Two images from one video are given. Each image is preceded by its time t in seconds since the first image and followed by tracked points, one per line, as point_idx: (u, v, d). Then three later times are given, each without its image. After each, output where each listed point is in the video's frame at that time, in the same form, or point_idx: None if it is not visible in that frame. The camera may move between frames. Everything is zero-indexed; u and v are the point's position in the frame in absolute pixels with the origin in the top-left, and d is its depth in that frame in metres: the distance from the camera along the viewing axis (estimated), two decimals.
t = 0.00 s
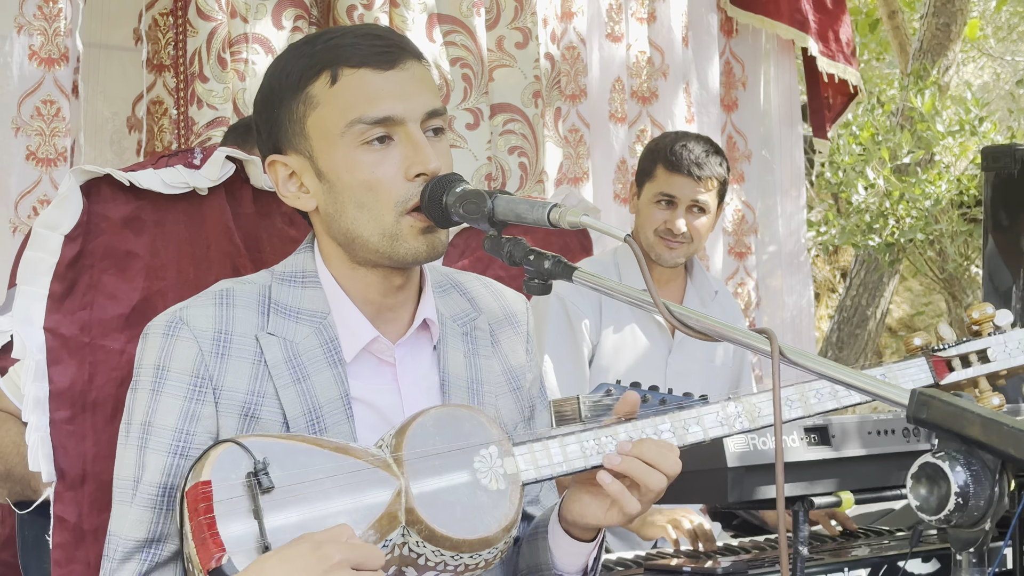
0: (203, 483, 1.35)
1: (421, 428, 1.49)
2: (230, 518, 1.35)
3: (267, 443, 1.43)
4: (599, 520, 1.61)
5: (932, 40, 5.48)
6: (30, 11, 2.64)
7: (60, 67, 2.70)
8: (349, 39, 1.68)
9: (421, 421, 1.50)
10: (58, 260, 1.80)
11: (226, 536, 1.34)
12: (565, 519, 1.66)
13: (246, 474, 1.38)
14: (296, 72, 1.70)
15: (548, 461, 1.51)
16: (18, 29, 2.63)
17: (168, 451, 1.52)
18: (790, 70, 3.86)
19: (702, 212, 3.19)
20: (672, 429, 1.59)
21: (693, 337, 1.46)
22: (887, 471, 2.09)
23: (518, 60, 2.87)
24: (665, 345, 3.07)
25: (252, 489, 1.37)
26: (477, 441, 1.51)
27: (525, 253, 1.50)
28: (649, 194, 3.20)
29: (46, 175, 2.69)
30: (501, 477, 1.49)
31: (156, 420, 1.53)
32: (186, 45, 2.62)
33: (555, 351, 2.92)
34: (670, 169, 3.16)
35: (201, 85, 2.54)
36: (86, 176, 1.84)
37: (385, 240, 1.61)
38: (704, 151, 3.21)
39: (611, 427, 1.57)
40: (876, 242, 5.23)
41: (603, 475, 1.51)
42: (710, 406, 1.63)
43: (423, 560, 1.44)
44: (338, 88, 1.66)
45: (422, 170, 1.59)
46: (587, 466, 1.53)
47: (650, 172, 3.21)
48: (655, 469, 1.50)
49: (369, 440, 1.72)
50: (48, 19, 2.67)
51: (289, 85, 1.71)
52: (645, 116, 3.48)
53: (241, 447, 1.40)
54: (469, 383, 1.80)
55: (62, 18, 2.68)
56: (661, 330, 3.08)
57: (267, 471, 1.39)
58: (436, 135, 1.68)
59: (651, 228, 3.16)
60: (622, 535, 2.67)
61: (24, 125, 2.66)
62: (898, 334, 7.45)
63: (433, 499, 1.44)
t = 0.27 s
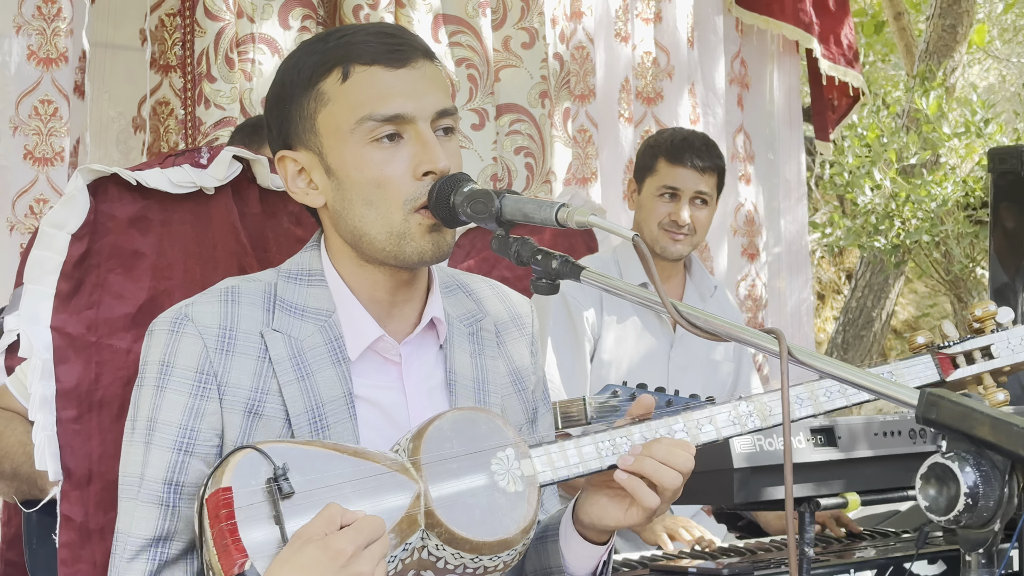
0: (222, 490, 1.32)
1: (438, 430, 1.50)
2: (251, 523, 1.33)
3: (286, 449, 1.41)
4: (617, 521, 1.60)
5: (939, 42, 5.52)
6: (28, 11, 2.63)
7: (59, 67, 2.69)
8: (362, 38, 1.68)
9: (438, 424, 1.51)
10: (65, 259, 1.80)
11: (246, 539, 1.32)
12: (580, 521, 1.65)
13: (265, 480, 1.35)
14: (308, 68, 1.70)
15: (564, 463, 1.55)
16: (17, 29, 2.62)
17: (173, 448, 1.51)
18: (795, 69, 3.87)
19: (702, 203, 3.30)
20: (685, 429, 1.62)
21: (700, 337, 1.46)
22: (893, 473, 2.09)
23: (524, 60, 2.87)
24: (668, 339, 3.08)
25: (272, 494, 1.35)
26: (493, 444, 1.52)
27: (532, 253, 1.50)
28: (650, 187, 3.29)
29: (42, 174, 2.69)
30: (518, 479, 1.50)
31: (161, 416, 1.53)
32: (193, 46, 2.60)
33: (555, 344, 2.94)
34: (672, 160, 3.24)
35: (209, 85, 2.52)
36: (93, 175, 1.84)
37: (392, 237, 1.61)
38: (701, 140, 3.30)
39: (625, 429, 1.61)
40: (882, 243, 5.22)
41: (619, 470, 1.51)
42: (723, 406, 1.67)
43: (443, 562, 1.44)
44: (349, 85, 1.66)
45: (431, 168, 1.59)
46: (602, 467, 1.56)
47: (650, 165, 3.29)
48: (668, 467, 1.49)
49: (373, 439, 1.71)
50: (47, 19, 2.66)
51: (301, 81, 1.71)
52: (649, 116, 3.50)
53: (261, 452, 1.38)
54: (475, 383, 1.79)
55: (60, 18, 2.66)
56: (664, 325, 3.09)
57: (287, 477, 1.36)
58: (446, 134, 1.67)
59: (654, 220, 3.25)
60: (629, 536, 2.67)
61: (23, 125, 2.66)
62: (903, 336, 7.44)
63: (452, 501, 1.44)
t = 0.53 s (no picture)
0: (240, 498, 1.33)
1: (455, 438, 1.50)
2: (269, 530, 1.33)
3: (305, 456, 1.41)
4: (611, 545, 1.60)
5: (947, 44, 5.52)
6: (30, 10, 2.67)
7: (59, 66, 2.72)
8: (377, 38, 1.68)
9: (454, 432, 1.51)
10: (76, 258, 1.81)
11: (262, 543, 1.32)
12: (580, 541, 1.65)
13: (283, 488, 1.36)
14: (323, 68, 1.70)
15: (579, 472, 1.51)
16: (20, 28, 2.66)
17: (187, 448, 1.52)
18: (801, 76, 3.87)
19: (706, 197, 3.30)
20: (702, 438, 1.59)
21: (711, 337, 1.46)
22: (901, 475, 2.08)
23: (532, 62, 2.86)
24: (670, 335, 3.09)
25: (290, 502, 1.35)
26: (510, 453, 1.52)
27: (544, 253, 1.50)
28: (654, 185, 3.29)
29: (38, 173, 2.70)
30: (535, 488, 1.50)
31: (176, 416, 1.54)
32: (201, 45, 2.62)
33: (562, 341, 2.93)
34: (676, 156, 3.25)
35: (217, 85, 2.53)
36: (104, 174, 1.84)
37: (407, 237, 1.61)
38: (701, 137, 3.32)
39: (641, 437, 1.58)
40: (889, 246, 5.21)
41: (599, 500, 1.51)
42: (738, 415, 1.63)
43: (458, 570, 1.45)
44: (364, 86, 1.66)
45: (445, 169, 1.59)
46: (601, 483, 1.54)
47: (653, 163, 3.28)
48: (649, 489, 1.47)
49: (387, 442, 1.72)
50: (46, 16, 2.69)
51: (316, 81, 1.71)
52: (658, 117, 3.50)
53: (279, 459, 1.38)
54: (488, 385, 1.80)
55: (60, 17, 2.69)
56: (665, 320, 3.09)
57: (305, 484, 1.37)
58: (461, 135, 1.67)
59: (660, 217, 3.26)
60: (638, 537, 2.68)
61: (22, 123, 2.68)
62: (910, 338, 7.43)
63: (467, 510, 1.45)
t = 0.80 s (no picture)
0: (257, 496, 1.32)
1: (473, 451, 1.51)
2: (283, 531, 1.33)
3: (324, 459, 1.41)
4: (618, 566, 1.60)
5: (956, 46, 5.51)
6: (33, 12, 2.99)
7: (60, 66, 3.03)
8: (392, 41, 1.68)
9: (473, 446, 1.52)
10: (88, 260, 1.81)
11: (275, 542, 1.32)
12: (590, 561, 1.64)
13: (300, 490, 1.36)
14: (339, 71, 1.71)
15: (593, 494, 1.53)
16: (24, 29, 2.99)
17: (199, 447, 1.52)
18: (807, 73, 3.83)
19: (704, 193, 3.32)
20: (717, 470, 1.57)
21: (724, 341, 1.45)
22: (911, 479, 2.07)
23: (541, 64, 2.88)
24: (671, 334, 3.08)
25: (306, 505, 1.35)
26: (527, 471, 1.53)
27: (556, 256, 1.50)
28: (651, 183, 3.31)
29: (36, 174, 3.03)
30: (548, 507, 1.52)
31: (188, 416, 1.54)
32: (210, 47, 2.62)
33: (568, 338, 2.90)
34: (671, 152, 3.27)
35: (224, 87, 2.52)
36: (116, 176, 1.85)
37: (420, 240, 1.61)
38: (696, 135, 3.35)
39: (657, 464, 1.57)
40: (899, 248, 5.19)
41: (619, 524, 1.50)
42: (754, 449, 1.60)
43: None
44: (379, 88, 1.66)
45: (459, 172, 1.59)
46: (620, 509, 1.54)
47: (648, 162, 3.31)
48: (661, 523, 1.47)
49: (399, 447, 1.72)
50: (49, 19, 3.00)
51: (332, 83, 1.72)
52: (670, 118, 3.50)
53: (296, 459, 1.38)
54: (499, 388, 1.80)
55: (61, 17, 3.00)
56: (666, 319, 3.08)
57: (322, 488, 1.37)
58: (475, 138, 1.68)
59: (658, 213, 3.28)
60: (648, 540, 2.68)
61: (23, 123, 3.01)
62: (918, 341, 7.43)
63: (480, 524, 1.46)
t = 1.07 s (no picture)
0: (277, 513, 1.33)
1: (492, 465, 1.50)
2: (303, 547, 1.34)
3: (345, 475, 1.42)
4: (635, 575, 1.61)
5: (964, 50, 5.51)
6: (36, 14, 3.05)
7: (61, 69, 3.10)
8: (405, 48, 1.69)
9: (492, 460, 1.51)
10: (100, 265, 1.82)
11: (295, 560, 1.33)
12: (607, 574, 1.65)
13: (320, 506, 1.36)
14: (351, 76, 1.72)
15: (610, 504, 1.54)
16: (27, 32, 3.05)
17: (212, 452, 1.53)
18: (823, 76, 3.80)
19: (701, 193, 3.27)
20: (734, 480, 1.58)
21: (736, 348, 1.45)
22: (920, 482, 2.03)
23: (548, 69, 2.87)
24: (672, 337, 3.03)
25: (326, 521, 1.35)
26: (544, 483, 1.53)
27: (568, 263, 1.50)
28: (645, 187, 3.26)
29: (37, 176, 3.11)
30: (566, 520, 1.52)
31: (201, 421, 1.55)
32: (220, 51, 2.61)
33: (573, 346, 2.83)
34: (664, 156, 3.23)
35: (234, 92, 2.52)
36: (128, 182, 1.85)
37: (431, 245, 1.61)
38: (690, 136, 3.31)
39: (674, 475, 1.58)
40: (907, 252, 5.22)
41: (608, 512, 1.50)
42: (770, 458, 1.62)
43: None
44: (391, 94, 1.67)
45: (470, 178, 1.59)
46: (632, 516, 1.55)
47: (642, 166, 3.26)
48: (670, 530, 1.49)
49: (413, 454, 1.72)
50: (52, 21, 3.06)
51: (344, 89, 1.73)
52: (681, 122, 3.50)
53: (316, 475, 1.38)
54: (511, 393, 1.80)
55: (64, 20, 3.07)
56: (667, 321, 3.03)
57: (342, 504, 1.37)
58: (487, 145, 1.68)
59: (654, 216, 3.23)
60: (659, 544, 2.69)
61: (24, 124, 3.09)
62: (925, 344, 7.42)
63: (498, 537, 1.46)
